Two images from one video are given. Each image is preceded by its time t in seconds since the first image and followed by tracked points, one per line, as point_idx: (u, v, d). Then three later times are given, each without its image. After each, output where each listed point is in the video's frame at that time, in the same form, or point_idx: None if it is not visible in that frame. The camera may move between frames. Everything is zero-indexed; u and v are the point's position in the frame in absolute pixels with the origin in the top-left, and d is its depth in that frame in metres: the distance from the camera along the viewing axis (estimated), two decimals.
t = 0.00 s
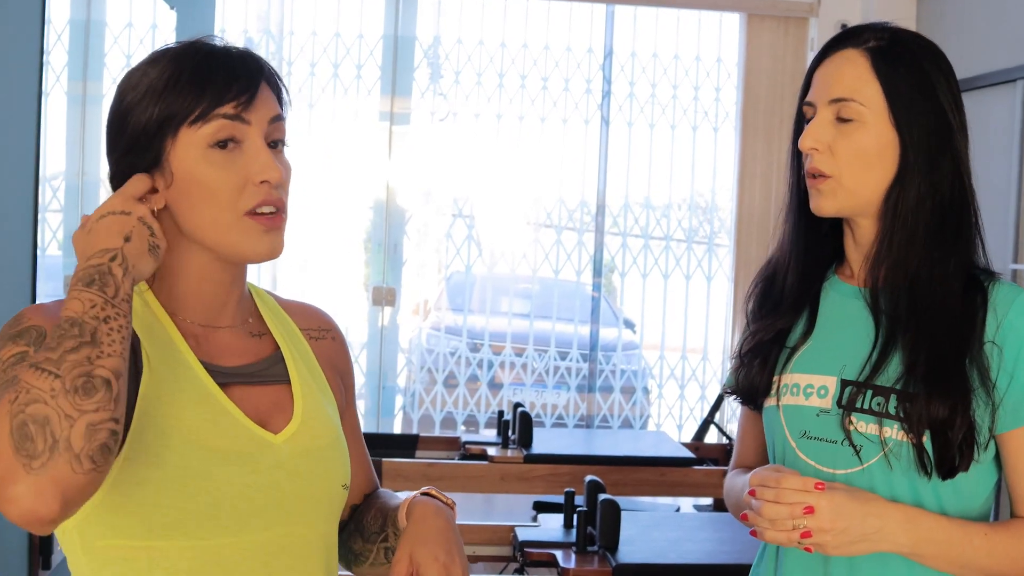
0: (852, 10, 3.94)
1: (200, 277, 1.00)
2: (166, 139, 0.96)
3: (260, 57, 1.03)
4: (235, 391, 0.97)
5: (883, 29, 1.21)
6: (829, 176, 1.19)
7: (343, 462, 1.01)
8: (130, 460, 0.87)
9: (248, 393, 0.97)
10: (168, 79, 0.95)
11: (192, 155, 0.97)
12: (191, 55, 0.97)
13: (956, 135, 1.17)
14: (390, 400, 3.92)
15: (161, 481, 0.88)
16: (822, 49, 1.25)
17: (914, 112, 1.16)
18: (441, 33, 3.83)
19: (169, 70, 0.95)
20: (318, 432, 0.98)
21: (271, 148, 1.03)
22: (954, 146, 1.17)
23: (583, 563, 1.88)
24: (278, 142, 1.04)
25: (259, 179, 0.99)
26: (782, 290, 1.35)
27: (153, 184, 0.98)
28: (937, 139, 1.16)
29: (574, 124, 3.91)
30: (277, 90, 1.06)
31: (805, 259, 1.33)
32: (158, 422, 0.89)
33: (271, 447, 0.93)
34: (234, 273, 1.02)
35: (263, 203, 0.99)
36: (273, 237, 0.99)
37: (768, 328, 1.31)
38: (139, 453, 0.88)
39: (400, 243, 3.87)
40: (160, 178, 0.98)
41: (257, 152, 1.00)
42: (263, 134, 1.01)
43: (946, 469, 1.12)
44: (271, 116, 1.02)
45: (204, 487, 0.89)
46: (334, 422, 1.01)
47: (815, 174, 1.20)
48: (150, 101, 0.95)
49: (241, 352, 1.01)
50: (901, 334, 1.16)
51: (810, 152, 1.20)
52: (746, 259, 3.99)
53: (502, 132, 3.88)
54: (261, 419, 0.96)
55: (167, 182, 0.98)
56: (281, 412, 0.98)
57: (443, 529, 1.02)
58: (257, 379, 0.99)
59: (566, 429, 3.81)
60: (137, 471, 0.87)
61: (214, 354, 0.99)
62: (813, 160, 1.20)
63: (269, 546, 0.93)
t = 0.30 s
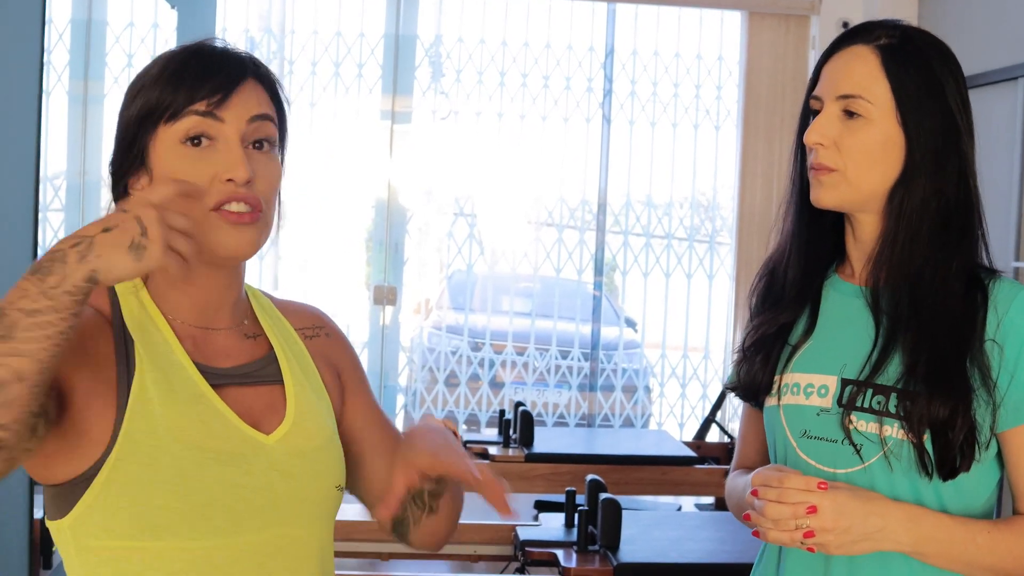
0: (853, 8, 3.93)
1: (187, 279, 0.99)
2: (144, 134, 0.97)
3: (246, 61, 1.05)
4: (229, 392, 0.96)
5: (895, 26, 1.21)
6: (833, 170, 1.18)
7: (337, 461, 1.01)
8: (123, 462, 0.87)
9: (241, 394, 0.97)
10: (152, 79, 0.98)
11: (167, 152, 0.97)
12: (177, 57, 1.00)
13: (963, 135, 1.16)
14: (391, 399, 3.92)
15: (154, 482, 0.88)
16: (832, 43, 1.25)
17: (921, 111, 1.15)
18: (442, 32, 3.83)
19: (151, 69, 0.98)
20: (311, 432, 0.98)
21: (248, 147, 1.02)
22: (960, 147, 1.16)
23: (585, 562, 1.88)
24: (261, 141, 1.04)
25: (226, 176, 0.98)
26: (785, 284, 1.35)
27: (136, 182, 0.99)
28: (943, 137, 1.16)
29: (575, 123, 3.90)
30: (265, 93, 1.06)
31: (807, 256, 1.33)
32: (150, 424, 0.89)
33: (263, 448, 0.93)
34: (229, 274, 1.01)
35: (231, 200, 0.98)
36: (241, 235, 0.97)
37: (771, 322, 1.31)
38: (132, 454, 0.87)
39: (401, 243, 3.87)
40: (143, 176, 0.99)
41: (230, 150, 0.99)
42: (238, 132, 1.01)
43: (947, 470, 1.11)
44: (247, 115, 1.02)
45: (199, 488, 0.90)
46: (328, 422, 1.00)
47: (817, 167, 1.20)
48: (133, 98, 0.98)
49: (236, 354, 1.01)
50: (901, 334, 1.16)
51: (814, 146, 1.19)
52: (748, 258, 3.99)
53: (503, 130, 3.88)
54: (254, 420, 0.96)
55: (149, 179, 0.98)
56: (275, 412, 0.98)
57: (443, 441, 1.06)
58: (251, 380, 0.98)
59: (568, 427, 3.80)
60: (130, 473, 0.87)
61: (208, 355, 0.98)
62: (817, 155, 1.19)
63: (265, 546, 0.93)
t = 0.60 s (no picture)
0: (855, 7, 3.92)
1: (194, 283, 0.99)
2: (155, 139, 0.98)
3: (259, 64, 1.05)
4: (227, 392, 0.96)
5: (890, 25, 1.20)
6: (836, 170, 1.18)
7: (336, 460, 1.01)
8: (119, 454, 0.88)
9: (241, 394, 0.97)
10: (163, 83, 0.98)
11: (177, 154, 0.98)
12: (186, 59, 0.99)
13: (963, 135, 1.16)
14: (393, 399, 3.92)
15: (150, 477, 0.88)
16: (827, 47, 1.25)
17: (921, 111, 1.15)
18: (442, 31, 3.83)
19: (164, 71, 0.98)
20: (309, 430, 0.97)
21: (259, 151, 1.02)
22: (960, 146, 1.16)
23: (585, 561, 1.88)
24: (272, 144, 1.04)
25: (238, 179, 0.98)
26: (785, 285, 1.35)
27: (148, 183, 0.99)
28: (944, 136, 1.16)
29: (576, 122, 3.90)
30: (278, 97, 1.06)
31: (808, 256, 1.33)
32: (146, 418, 0.89)
33: (259, 445, 0.93)
34: (236, 275, 1.01)
35: (242, 204, 0.98)
36: (251, 238, 0.97)
37: (771, 325, 1.31)
38: (127, 448, 0.88)
39: (402, 242, 3.87)
40: (154, 179, 0.99)
41: (241, 155, 0.99)
42: (249, 137, 1.01)
43: (947, 469, 1.11)
44: (258, 118, 1.01)
45: (193, 484, 0.89)
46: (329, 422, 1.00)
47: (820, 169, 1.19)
48: (143, 102, 0.98)
49: (238, 354, 1.00)
50: (903, 334, 1.16)
51: (815, 149, 1.19)
52: (749, 257, 3.98)
53: (504, 129, 3.88)
54: (252, 418, 0.96)
55: (159, 182, 0.99)
56: (273, 411, 0.97)
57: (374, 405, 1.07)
58: (249, 380, 0.98)
59: (570, 427, 3.80)
60: (125, 467, 0.88)
61: (212, 354, 0.98)
62: (819, 157, 1.19)
63: (260, 544, 0.92)
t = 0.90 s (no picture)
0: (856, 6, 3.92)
1: (190, 287, 1.00)
2: (145, 140, 0.98)
3: (255, 66, 1.04)
4: (220, 392, 0.97)
5: (888, 23, 1.20)
6: (831, 167, 1.17)
7: (333, 460, 1.00)
8: (110, 456, 0.88)
9: (233, 394, 0.97)
10: (155, 84, 0.98)
11: (167, 158, 0.98)
12: (180, 60, 1.00)
13: (961, 134, 1.16)
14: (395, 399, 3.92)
15: (142, 478, 0.88)
16: (827, 43, 1.24)
17: (919, 109, 1.15)
18: (444, 31, 3.83)
19: (157, 72, 0.99)
20: (303, 431, 0.97)
21: (249, 153, 1.01)
22: (958, 144, 1.16)
23: (586, 561, 1.88)
24: (263, 148, 1.03)
25: (224, 184, 0.97)
26: (783, 285, 1.34)
27: (138, 186, 1.00)
28: (940, 134, 1.15)
29: (578, 122, 3.89)
30: (271, 100, 1.05)
31: (806, 256, 1.33)
32: (136, 420, 0.90)
33: (251, 446, 0.93)
34: (229, 282, 1.01)
35: (230, 209, 0.97)
36: (241, 243, 0.97)
37: (768, 325, 1.31)
38: (119, 449, 0.89)
39: (404, 242, 3.87)
40: (145, 180, 0.99)
41: (229, 159, 0.99)
42: (237, 142, 1.00)
43: (946, 469, 1.11)
44: (249, 124, 1.01)
45: (184, 485, 0.89)
46: (325, 421, 0.99)
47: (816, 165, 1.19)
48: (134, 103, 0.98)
49: (232, 355, 1.01)
50: (900, 334, 1.16)
51: (811, 145, 1.19)
52: (751, 256, 3.98)
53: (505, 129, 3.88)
54: (244, 420, 0.96)
55: (150, 183, 0.99)
56: (267, 412, 0.97)
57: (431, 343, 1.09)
58: (241, 380, 0.98)
59: (571, 426, 3.80)
60: (117, 469, 0.88)
61: (207, 356, 0.99)
62: (815, 153, 1.18)
63: (255, 545, 0.92)
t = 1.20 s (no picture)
0: (858, 6, 3.91)
1: (198, 290, 1.00)
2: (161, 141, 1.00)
3: (274, 72, 1.05)
4: (227, 393, 0.97)
5: (889, 22, 1.20)
6: (831, 167, 1.17)
7: (335, 462, 1.00)
8: (118, 454, 0.88)
9: (239, 395, 0.97)
10: (176, 83, 1.00)
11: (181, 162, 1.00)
12: (200, 61, 1.01)
13: (960, 133, 1.16)
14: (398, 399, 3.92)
15: (148, 477, 0.88)
16: (826, 41, 1.24)
17: (918, 108, 1.15)
18: (446, 32, 3.83)
19: (176, 72, 1.01)
20: (308, 434, 0.97)
21: (266, 159, 1.03)
22: (957, 143, 1.16)
23: (589, 562, 1.88)
24: (278, 153, 1.04)
25: (240, 190, 0.99)
26: (781, 285, 1.35)
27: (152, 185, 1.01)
28: (939, 133, 1.15)
29: (580, 122, 3.89)
30: (287, 106, 1.06)
31: (806, 255, 1.33)
32: (144, 419, 0.90)
33: (258, 448, 0.93)
34: (236, 282, 1.02)
35: (244, 215, 0.99)
36: (252, 247, 0.99)
37: (767, 324, 1.31)
38: (127, 448, 0.88)
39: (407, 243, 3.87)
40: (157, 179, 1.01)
41: (245, 164, 1.00)
42: (253, 149, 1.01)
43: (946, 469, 1.11)
44: (264, 131, 1.02)
45: (191, 485, 0.90)
46: (327, 424, 1.00)
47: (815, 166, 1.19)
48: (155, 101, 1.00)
49: (238, 358, 1.01)
50: (900, 334, 1.15)
51: (811, 144, 1.19)
52: (754, 255, 3.97)
53: (507, 130, 3.88)
54: (252, 421, 0.96)
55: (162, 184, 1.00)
56: (272, 414, 0.98)
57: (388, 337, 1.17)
58: (249, 383, 0.98)
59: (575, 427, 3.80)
60: (124, 468, 0.88)
61: (211, 356, 0.99)
62: (814, 152, 1.18)
63: (257, 547, 0.92)
